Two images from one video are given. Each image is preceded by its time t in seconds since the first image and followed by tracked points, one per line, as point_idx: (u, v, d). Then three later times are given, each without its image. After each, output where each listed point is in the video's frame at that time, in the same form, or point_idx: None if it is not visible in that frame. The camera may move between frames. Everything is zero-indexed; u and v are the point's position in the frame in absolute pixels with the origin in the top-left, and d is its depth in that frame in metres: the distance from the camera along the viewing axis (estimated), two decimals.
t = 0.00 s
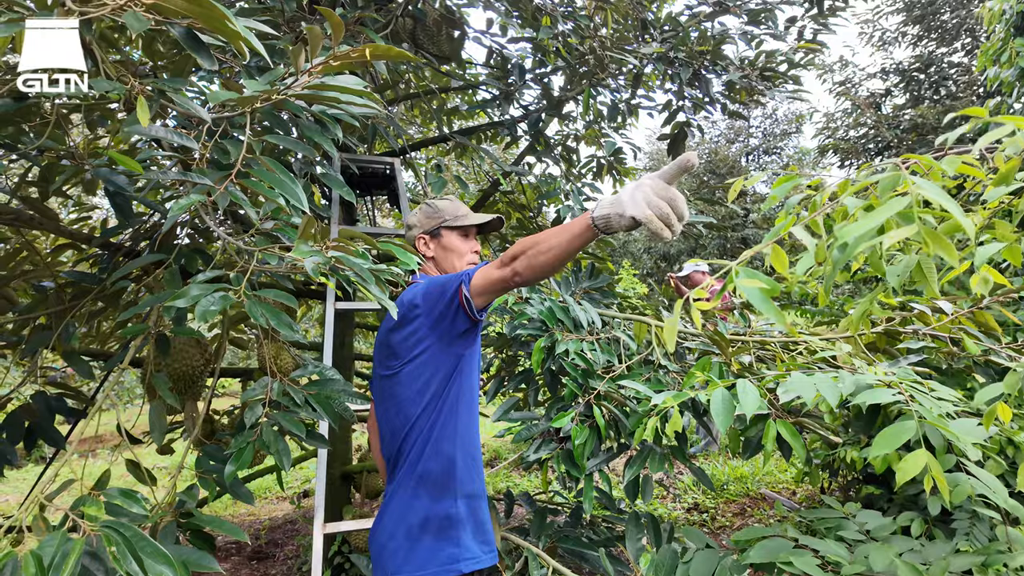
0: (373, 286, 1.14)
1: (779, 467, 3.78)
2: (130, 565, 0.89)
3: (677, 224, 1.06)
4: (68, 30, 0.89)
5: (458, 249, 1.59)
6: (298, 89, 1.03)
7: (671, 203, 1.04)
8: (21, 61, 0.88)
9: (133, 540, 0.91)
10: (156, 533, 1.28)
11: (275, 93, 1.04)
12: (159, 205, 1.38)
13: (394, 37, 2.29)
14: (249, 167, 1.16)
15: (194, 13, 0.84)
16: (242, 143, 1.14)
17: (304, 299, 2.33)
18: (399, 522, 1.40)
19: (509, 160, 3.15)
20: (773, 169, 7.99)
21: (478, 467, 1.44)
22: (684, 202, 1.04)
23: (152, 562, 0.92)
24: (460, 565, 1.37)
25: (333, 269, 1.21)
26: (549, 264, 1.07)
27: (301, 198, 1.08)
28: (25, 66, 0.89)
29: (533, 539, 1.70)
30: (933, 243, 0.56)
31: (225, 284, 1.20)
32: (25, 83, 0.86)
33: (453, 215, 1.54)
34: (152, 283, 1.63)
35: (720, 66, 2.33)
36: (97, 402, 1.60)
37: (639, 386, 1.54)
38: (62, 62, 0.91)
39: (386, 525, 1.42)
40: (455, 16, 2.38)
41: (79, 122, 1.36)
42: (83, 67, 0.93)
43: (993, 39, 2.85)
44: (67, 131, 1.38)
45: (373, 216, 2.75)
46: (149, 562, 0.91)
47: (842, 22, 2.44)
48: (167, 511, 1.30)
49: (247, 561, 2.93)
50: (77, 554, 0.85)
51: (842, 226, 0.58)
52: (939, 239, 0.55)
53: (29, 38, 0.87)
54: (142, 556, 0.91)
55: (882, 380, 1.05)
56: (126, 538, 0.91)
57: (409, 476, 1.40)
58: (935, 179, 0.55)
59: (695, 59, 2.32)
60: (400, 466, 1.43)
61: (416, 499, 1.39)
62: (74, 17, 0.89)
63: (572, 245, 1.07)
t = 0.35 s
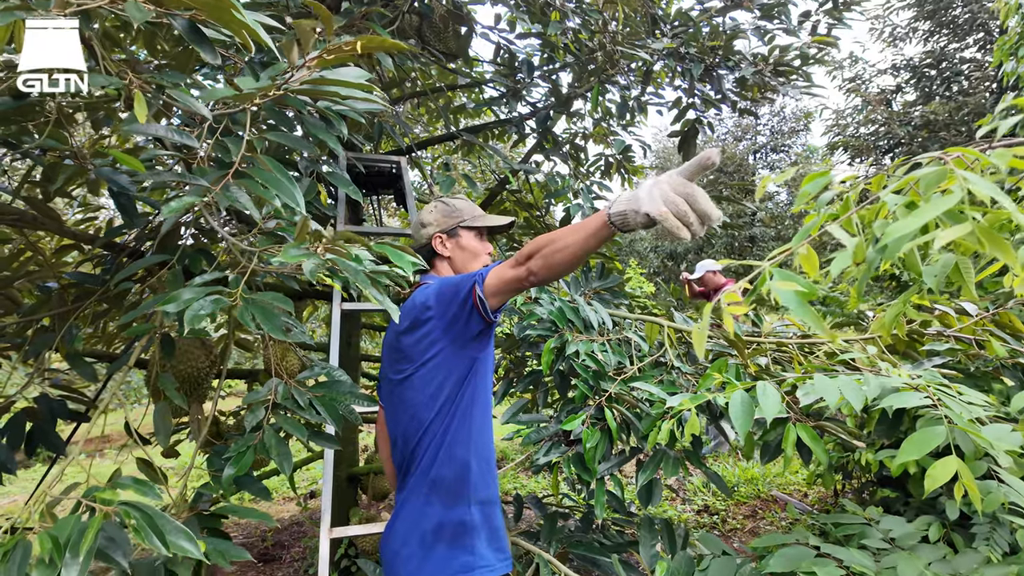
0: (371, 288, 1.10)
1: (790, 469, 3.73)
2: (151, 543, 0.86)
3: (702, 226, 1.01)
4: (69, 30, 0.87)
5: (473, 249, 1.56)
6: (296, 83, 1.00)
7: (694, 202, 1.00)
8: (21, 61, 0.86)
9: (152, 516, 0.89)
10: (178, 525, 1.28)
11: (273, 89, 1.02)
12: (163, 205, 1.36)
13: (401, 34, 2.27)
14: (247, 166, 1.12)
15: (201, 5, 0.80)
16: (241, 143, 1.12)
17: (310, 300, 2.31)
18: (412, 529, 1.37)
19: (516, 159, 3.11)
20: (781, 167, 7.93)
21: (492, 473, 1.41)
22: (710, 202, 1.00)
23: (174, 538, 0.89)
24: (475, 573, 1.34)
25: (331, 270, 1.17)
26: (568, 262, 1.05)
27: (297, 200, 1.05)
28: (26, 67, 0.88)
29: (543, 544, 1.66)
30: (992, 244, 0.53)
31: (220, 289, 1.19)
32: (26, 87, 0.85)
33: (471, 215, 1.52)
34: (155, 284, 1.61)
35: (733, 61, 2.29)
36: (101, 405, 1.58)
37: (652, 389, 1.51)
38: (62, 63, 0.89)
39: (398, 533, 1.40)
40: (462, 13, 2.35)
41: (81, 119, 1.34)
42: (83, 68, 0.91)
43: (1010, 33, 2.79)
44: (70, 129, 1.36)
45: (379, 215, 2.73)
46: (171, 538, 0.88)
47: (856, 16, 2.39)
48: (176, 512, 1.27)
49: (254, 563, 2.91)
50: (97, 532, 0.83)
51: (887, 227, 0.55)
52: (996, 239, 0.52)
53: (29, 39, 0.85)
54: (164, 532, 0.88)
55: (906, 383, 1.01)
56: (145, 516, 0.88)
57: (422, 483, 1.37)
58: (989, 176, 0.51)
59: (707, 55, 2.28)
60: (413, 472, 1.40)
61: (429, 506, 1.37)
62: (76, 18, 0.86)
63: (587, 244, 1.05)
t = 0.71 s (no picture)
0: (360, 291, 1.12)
1: (794, 468, 3.72)
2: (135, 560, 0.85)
3: (691, 231, 1.00)
4: (68, 29, 0.88)
5: (465, 249, 1.56)
6: (288, 81, 1.00)
7: (686, 206, 1.00)
8: (21, 62, 0.87)
9: (139, 532, 0.88)
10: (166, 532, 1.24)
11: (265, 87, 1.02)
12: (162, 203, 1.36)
13: (402, 32, 2.26)
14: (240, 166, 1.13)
15: None
16: (236, 141, 1.11)
17: (312, 299, 2.31)
18: (414, 528, 1.37)
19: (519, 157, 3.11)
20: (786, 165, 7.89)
21: (493, 471, 1.41)
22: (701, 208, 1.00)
23: (160, 555, 0.88)
24: (477, 570, 1.34)
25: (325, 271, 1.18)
26: (565, 262, 1.05)
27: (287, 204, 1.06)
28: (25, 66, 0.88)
29: (545, 543, 1.66)
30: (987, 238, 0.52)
31: (213, 290, 1.20)
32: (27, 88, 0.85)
33: (461, 215, 1.50)
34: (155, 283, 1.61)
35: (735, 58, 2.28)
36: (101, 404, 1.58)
37: (653, 387, 1.50)
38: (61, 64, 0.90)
39: (400, 532, 1.39)
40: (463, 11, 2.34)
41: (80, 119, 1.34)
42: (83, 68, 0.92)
43: (1017, 29, 2.77)
44: (69, 128, 1.36)
45: (381, 214, 2.73)
46: (156, 555, 0.87)
47: (860, 12, 2.38)
48: (175, 512, 1.25)
49: (257, 562, 2.92)
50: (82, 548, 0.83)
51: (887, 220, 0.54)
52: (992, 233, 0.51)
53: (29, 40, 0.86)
54: (148, 550, 0.87)
55: (906, 383, 1.00)
56: (130, 533, 0.87)
57: (424, 482, 1.37)
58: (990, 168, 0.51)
59: (709, 52, 2.27)
60: (414, 471, 1.40)
61: (431, 504, 1.36)
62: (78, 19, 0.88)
63: (586, 244, 1.04)
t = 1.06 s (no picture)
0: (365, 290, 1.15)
1: (798, 466, 3.73)
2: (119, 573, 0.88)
3: (684, 227, 1.00)
4: (68, 30, 0.87)
5: (464, 251, 1.58)
6: (289, 89, 1.01)
7: (679, 200, 1.00)
8: (21, 61, 0.85)
9: (125, 546, 0.91)
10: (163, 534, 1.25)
11: (265, 94, 1.03)
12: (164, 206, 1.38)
13: (402, 34, 2.28)
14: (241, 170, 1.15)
15: (168, 8, 0.83)
16: (235, 147, 1.14)
17: (315, 299, 2.34)
18: (411, 526, 1.39)
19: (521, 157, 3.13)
20: (792, 162, 7.87)
21: (490, 471, 1.43)
22: (693, 203, 1.00)
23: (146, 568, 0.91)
24: (472, 569, 1.36)
25: (325, 272, 1.20)
26: (559, 260, 1.06)
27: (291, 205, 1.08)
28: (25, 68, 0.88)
29: (542, 540, 1.68)
30: (937, 243, 0.52)
31: (217, 290, 1.22)
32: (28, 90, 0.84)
33: (459, 216, 1.52)
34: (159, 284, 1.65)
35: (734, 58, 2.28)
36: (106, 403, 1.61)
37: (647, 387, 1.52)
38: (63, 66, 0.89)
39: (398, 529, 1.42)
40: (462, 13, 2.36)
41: (83, 125, 1.37)
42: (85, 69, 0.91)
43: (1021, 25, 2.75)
44: (73, 132, 1.39)
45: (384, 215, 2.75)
46: (140, 567, 0.90)
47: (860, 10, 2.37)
48: (176, 511, 1.28)
49: (263, 559, 2.96)
50: (70, 560, 0.86)
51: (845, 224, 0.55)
52: (944, 239, 0.52)
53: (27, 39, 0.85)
54: (133, 563, 0.90)
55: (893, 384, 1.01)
56: (115, 547, 0.90)
57: (421, 480, 1.39)
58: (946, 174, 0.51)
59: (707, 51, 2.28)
60: (412, 469, 1.42)
61: (428, 502, 1.39)
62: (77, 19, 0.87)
63: (580, 243, 1.06)
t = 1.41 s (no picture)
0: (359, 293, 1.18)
1: (803, 466, 3.73)
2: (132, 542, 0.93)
3: (722, 212, 0.93)
4: (67, 30, 0.88)
5: (476, 251, 1.57)
6: (285, 98, 1.04)
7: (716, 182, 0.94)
8: (21, 61, 0.86)
9: (137, 518, 0.96)
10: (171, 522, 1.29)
11: (262, 103, 1.06)
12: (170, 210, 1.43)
13: (404, 37, 2.32)
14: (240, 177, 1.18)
15: (179, 28, 0.87)
16: (234, 152, 1.17)
17: (320, 299, 2.38)
18: (419, 538, 1.36)
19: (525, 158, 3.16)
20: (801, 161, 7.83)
21: (500, 481, 1.39)
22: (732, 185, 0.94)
23: (156, 538, 0.96)
24: None
25: (322, 274, 1.23)
26: (578, 254, 1.00)
27: (286, 210, 1.11)
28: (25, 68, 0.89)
29: (539, 536, 1.71)
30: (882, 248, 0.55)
31: (218, 290, 1.26)
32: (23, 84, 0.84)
33: (471, 215, 1.53)
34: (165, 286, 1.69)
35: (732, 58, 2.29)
36: (116, 400, 1.66)
37: (641, 386, 1.54)
38: (59, 66, 0.89)
39: (406, 541, 1.39)
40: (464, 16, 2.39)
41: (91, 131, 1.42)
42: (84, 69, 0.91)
43: None
44: (81, 138, 1.43)
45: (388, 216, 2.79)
46: (152, 539, 0.94)
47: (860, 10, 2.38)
48: (181, 503, 1.32)
49: (271, 554, 3.01)
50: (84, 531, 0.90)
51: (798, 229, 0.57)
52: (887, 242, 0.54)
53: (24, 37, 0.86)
54: (145, 534, 0.94)
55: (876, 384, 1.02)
56: (127, 518, 0.94)
57: (429, 493, 1.35)
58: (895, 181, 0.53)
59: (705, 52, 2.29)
60: (419, 482, 1.37)
61: (437, 515, 1.35)
62: (74, 19, 0.88)
63: (607, 232, 0.99)
